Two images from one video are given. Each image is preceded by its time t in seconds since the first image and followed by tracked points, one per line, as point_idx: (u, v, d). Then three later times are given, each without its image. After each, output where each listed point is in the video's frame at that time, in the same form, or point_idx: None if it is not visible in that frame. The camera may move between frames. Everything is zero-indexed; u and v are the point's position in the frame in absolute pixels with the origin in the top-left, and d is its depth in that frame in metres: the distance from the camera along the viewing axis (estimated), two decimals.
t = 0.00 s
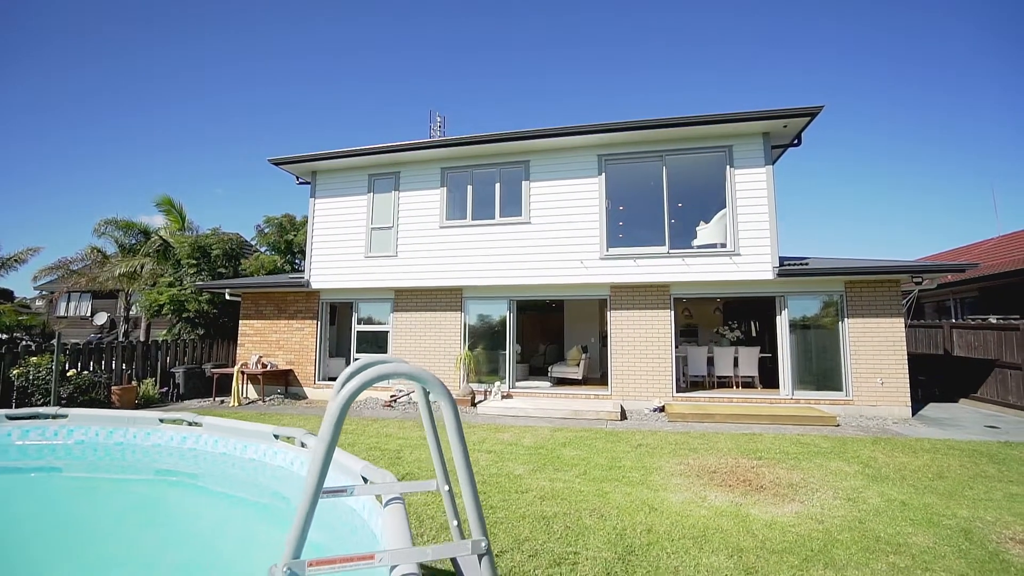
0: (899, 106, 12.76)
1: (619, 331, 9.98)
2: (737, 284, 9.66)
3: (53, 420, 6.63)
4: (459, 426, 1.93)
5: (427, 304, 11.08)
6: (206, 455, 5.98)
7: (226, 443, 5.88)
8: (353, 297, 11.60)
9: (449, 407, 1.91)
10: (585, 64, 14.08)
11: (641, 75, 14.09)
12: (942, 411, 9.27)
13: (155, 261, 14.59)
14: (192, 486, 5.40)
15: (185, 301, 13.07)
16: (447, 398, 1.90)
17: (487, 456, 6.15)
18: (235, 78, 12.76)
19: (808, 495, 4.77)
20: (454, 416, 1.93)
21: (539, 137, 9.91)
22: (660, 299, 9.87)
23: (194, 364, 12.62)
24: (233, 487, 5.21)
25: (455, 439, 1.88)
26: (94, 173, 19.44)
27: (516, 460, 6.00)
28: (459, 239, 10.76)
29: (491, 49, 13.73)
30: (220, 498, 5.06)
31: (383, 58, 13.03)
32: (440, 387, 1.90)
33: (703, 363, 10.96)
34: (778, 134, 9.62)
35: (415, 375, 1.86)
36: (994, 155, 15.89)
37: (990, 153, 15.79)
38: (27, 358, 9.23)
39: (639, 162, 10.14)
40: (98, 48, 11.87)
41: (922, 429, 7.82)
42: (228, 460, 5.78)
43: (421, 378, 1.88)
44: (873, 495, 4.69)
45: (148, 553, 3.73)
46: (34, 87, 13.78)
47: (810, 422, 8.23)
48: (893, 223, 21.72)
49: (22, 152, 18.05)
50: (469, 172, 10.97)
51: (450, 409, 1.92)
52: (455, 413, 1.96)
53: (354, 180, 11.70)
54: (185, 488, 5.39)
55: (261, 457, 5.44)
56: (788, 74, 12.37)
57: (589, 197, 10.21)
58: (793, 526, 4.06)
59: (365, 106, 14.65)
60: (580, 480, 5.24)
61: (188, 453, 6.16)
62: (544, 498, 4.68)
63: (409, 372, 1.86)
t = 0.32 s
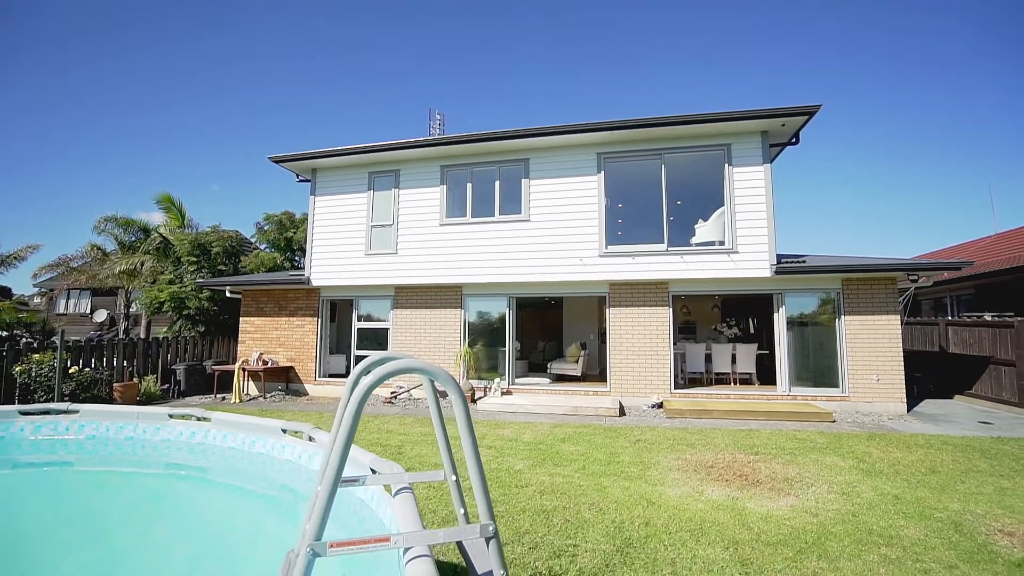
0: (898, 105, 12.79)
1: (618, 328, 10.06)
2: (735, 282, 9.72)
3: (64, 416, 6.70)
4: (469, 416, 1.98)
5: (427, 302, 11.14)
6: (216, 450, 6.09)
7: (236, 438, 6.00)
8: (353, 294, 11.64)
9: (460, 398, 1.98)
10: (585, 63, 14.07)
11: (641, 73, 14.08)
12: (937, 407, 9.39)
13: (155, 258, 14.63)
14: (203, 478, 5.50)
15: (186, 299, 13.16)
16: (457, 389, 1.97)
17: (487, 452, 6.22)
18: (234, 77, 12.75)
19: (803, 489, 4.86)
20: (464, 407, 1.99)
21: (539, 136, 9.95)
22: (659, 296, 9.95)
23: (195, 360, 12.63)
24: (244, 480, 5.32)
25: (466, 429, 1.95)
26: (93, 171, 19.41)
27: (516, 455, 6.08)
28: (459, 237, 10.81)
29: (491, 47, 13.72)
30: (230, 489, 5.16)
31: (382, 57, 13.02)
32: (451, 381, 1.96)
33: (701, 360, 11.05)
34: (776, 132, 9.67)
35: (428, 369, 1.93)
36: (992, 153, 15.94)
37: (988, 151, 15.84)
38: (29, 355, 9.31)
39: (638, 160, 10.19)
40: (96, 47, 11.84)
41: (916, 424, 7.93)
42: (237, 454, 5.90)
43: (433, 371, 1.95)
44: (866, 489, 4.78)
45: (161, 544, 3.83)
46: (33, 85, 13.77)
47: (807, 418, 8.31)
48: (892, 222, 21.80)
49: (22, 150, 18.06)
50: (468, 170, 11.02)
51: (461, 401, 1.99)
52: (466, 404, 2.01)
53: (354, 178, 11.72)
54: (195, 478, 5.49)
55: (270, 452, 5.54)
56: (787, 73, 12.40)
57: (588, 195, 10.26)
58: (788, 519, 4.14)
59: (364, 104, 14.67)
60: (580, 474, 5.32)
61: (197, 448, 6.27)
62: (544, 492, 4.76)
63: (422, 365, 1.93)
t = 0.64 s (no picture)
0: (896, 104, 12.85)
1: (617, 326, 10.13)
2: (734, 279, 9.78)
3: (74, 413, 6.82)
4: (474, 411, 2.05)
5: (427, 300, 11.18)
6: (223, 446, 6.21)
7: (243, 434, 6.11)
8: (353, 293, 11.68)
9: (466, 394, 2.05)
10: (584, 62, 14.10)
11: (640, 72, 14.12)
12: (931, 403, 9.49)
13: (155, 257, 14.65)
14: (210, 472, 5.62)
15: (186, 297, 13.19)
16: (464, 387, 2.03)
17: (487, 449, 6.28)
18: (233, 77, 12.75)
19: (798, 484, 4.94)
20: (470, 403, 2.06)
21: (538, 135, 9.99)
22: (657, 294, 10.01)
23: (194, 358, 12.56)
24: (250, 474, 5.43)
25: (471, 424, 2.02)
26: (91, 169, 19.36)
27: (516, 452, 6.14)
28: (458, 235, 10.84)
29: (491, 46, 13.73)
30: (236, 482, 5.27)
31: (382, 55, 13.02)
32: (457, 378, 2.03)
33: (699, 357, 11.12)
34: (773, 131, 9.74)
35: (435, 366, 2.00)
36: (988, 151, 16.03)
37: (984, 149, 15.92)
38: (31, 353, 9.40)
39: (636, 159, 10.24)
40: (96, 46, 11.83)
41: (911, 420, 8.02)
42: (244, 449, 6.02)
43: (441, 369, 2.01)
44: (861, 484, 4.86)
45: (173, 536, 3.92)
46: (32, 83, 13.74)
47: (804, 414, 8.38)
48: (889, 220, 21.92)
49: (18, 148, 17.98)
50: (468, 168, 11.06)
51: (466, 397, 2.06)
52: (471, 400, 2.08)
53: (354, 177, 11.75)
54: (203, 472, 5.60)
55: (276, 447, 5.65)
56: (785, 72, 12.44)
57: (586, 194, 10.30)
58: (784, 514, 4.21)
59: (363, 103, 14.68)
60: (579, 470, 5.39)
61: (205, 444, 6.39)
62: (544, 488, 4.83)
63: (430, 363, 1.99)
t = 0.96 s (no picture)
0: (894, 103, 12.91)
1: (616, 324, 10.19)
2: (731, 278, 9.86)
3: (81, 410, 6.90)
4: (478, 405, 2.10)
5: (426, 298, 11.23)
6: (228, 442, 6.27)
7: (248, 431, 6.18)
8: (353, 291, 11.73)
9: (470, 389, 2.11)
10: (584, 60, 14.13)
11: (639, 70, 14.17)
12: (927, 400, 9.56)
13: (155, 255, 14.66)
14: (214, 468, 5.67)
15: (186, 295, 13.25)
16: (468, 383, 2.09)
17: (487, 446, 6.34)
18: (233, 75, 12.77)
19: (794, 480, 5.01)
20: (473, 398, 2.12)
21: (537, 134, 10.03)
22: (656, 292, 10.08)
23: (195, 357, 12.62)
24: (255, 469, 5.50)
25: (475, 417, 2.08)
26: (90, 169, 19.34)
27: (516, 449, 6.21)
28: (457, 234, 10.89)
29: (490, 45, 13.73)
30: (240, 477, 5.32)
31: (381, 55, 13.06)
32: (462, 375, 2.08)
33: (697, 356, 11.21)
34: (770, 131, 9.80)
35: (441, 362, 2.05)
36: (984, 149, 16.12)
37: (982, 147, 15.99)
38: (32, 352, 9.49)
39: (635, 158, 10.29)
40: (95, 44, 11.84)
41: (906, 418, 8.09)
42: (248, 445, 6.08)
43: (446, 365, 2.07)
44: (856, 480, 4.93)
45: (180, 531, 3.98)
46: (32, 82, 13.76)
47: (801, 412, 8.45)
48: (886, 218, 22.01)
49: (15, 147, 17.92)
50: (467, 168, 11.11)
51: (471, 392, 2.11)
52: (475, 396, 2.13)
53: (354, 176, 11.78)
54: (208, 468, 5.66)
55: (280, 444, 5.72)
56: (783, 71, 12.51)
57: (585, 193, 10.35)
58: (779, 508, 4.29)
59: (364, 101, 14.72)
60: (577, 467, 5.46)
61: (210, 440, 6.45)
62: (543, 484, 4.90)
63: (436, 360, 2.05)
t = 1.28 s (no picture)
0: (891, 103, 12.97)
1: (614, 323, 10.26)
2: (728, 277, 9.92)
3: (88, 407, 6.97)
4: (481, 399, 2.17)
5: (426, 297, 11.28)
6: (233, 438, 6.35)
7: (253, 427, 6.27)
8: (353, 290, 11.79)
9: (474, 384, 2.17)
10: (583, 60, 14.18)
11: (638, 70, 14.21)
12: (923, 399, 9.64)
13: (155, 254, 14.68)
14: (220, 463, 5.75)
15: (186, 294, 13.30)
16: (472, 378, 2.15)
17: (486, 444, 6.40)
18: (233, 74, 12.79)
19: (790, 477, 5.08)
20: (477, 392, 2.18)
21: (537, 134, 10.08)
22: (654, 291, 10.13)
23: (196, 355, 12.68)
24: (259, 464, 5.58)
25: (479, 410, 2.14)
26: (89, 168, 19.32)
27: (515, 446, 6.27)
28: (457, 233, 10.93)
29: (489, 45, 13.77)
30: (244, 471, 5.41)
31: (381, 55, 13.09)
32: (466, 370, 2.15)
33: (695, 354, 11.29)
34: (768, 131, 9.86)
35: (445, 359, 2.12)
36: (981, 148, 16.19)
37: (979, 147, 16.08)
38: (33, 350, 9.51)
39: (634, 158, 10.35)
40: (95, 43, 11.84)
41: (902, 416, 8.16)
42: (253, 441, 6.16)
43: (451, 362, 2.13)
44: (851, 477, 5.00)
45: (188, 524, 4.06)
46: (32, 81, 13.76)
47: (798, 410, 8.53)
48: (884, 217, 22.11)
49: (14, 146, 17.89)
50: (467, 167, 11.16)
51: (475, 387, 2.18)
52: (479, 390, 2.20)
53: (354, 175, 11.82)
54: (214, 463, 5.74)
55: (285, 439, 5.81)
56: (781, 71, 12.57)
57: (584, 192, 10.40)
58: (775, 504, 4.37)
59: (363, 100, 14.75)
60: (576, 464, 5.53)
61: (215, 436, 6.53)
62: (542, 481, 4.96)
63: (442, 356, 2.11)
